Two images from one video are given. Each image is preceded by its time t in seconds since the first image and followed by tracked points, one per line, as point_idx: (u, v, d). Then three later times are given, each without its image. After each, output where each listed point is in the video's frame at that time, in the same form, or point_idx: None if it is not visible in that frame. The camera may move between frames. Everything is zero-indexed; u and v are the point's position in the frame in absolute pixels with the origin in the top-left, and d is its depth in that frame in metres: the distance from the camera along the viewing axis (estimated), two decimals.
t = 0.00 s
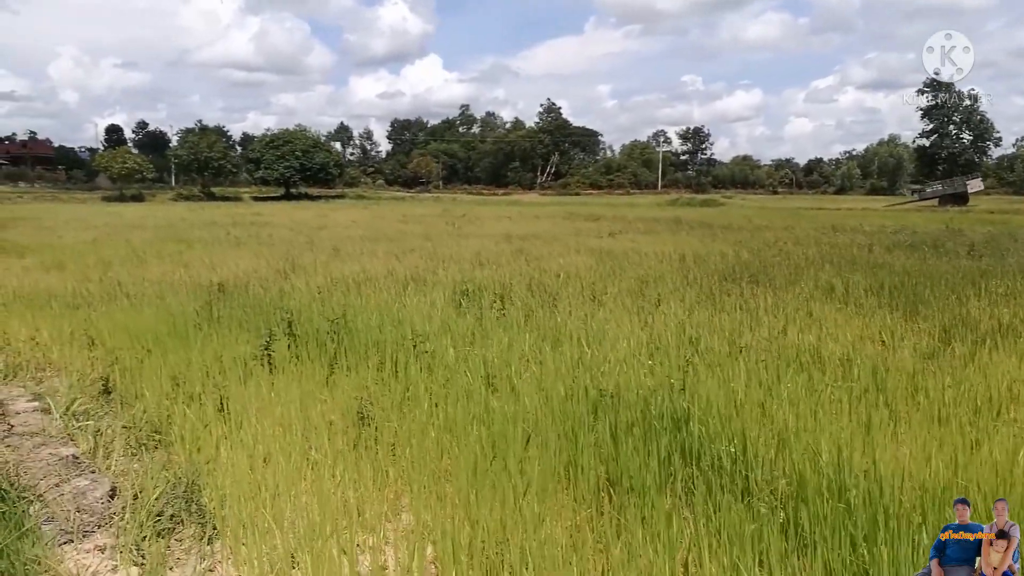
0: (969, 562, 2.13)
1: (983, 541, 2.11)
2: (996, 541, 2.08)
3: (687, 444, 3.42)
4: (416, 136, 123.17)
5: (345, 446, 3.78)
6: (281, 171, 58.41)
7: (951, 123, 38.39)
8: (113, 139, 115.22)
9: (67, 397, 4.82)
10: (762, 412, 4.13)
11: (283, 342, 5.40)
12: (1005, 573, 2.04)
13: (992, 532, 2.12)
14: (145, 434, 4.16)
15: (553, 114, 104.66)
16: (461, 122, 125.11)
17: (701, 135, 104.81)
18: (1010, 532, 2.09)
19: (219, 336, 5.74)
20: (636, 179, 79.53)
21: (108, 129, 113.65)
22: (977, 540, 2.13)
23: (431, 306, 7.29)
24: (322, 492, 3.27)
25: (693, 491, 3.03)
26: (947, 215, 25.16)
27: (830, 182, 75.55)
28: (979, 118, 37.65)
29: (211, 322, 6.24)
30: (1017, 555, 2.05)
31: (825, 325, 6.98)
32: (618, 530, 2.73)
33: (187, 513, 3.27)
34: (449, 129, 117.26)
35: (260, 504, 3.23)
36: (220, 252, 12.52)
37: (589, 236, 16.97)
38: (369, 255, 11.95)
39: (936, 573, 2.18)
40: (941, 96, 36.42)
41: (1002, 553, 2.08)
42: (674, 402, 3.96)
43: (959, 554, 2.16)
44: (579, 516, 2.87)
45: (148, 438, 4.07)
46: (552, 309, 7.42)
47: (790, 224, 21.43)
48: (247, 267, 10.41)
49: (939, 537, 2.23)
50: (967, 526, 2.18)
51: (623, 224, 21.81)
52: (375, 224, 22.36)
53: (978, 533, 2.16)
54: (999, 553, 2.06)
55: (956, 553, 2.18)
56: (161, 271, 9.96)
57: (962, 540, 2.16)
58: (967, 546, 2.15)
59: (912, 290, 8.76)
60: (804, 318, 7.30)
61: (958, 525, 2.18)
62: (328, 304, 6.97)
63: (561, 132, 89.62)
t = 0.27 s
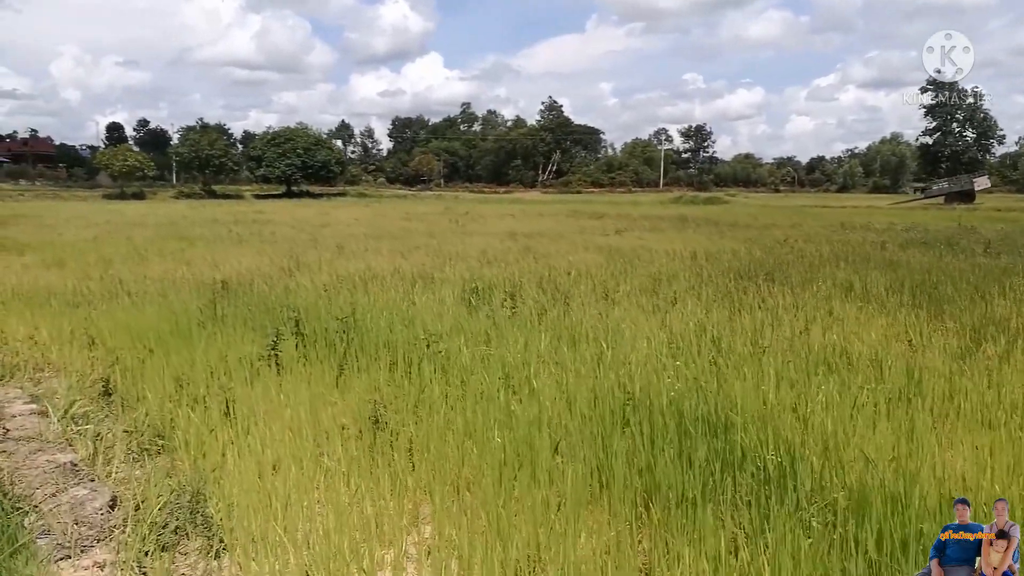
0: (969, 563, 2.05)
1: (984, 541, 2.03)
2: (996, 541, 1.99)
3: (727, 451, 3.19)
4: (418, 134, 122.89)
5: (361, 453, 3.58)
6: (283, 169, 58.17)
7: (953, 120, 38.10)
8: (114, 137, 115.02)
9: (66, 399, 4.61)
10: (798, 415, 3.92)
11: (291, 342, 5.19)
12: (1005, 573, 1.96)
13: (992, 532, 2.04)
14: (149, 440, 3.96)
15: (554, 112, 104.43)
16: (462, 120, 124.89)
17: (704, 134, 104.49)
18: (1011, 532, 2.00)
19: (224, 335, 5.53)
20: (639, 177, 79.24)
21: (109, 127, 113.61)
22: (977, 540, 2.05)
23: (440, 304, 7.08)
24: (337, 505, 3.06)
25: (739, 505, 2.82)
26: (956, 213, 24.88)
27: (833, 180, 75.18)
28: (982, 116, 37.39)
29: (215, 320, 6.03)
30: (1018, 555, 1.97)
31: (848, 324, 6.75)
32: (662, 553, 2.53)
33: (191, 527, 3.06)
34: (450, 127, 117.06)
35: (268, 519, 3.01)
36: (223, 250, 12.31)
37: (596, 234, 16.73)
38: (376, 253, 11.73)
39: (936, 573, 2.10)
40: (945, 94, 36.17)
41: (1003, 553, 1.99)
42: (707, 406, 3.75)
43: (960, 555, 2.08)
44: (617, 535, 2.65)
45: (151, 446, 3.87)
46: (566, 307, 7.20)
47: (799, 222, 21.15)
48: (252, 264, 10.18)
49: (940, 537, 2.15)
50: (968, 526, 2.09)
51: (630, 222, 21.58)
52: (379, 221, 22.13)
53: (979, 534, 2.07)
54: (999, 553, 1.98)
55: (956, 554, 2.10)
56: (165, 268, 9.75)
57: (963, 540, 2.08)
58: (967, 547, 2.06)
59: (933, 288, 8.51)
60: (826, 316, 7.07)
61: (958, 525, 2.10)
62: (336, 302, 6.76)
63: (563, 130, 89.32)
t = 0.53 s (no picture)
0: (969, 562, 2.19)
1: (983, 541, 2.17)
2: (996, 541, 2.13)
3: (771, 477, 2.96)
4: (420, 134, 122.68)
5: (379, 475, 3.39)
6: (285, 169, 57.97)
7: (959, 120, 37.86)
8: (116, 137, 114.85)
9: (64, 415, 4.38)
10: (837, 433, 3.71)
11: (299, 352, 4.99)
12: (1004, 572, 2.09)
13: (992, 532, 2.17)
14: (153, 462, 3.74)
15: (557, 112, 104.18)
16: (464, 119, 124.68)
17: (707, 133, 104.12)
18: (1010, 533, 2.13)
19: (229, 345, 5.32)
20: (642, 177, 78.98)
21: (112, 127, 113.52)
22: (976, 540, 2.19)
23: (451, 311, 6.89)
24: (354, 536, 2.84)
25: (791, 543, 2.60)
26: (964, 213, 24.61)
27: (837, 180, 74.88)
28: (988, 116, 37.14)
29: (220, 329, 5.82)
30: (1017, 555, 2.10)
31: (871, 331, 6.56)
32: None
33: (196, 561, 2.83)
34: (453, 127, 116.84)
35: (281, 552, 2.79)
36: (227, 253, 12.12)
37: (603, 236, 16.52)
38: (381, 256, 11.53)
39: (937, 573, 2.24)
40: (950, 94, 35.96)
41: (1002, 553, 2.13)
42: (742, 424, 3.54)
43: (960, 554, 2.22)
44: None
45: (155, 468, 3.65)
46: (580, 313, 7.00)
47: (806, 223, 20.94)
48: (255, 268, 9.95)
49: (940, 537, 2.29)
50: (967, 526, 2.24)
51: (636, 223, 21.35)
52: (382, 222, 21.92)
53: (978, 533, 2.22)
54: (999, 553, 2.11)
55: (955, 553, 2.24)
56: (166, 272, 9.52)
57: (962, 540, 2.22)
58: (966, 546, 2.21)
59: (955, 293, 8.31)
60: (847, 323, 6.88)
61: (959, 525, 2.24)
62: (344, 309, 6.56)
63: (566, 130, 89.10)
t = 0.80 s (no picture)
0: (969, 562, 2.22)
1: (984, 541, 2.19)
2: (996, 541, 2.15)
3: (813, 499, 2.79)
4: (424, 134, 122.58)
5: (394, 492, 3.22)
6: (290, 169, 58.02)
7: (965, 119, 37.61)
8: (121, 137, 115.01)
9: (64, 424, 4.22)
10: (873, 449, 3.53)
11: (307, 360, 4.82)
12: (1005, 572, 2.11)
13: (992, 532, 2.20)
14: (158, 477, 3.58)
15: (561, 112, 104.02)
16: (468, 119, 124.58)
17: (712, 133, 103.80)
18: (1010, 532, 2.16)
19: (235, 352, 5.15)
20: (646, 177, 78.73)
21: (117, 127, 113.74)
22: (978, 540, 2.22)
23: (462, 314, 6.73)
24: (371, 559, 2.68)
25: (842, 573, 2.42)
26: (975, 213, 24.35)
27: (843, 179, 74.54)
28: (995, 115, 36.87)
29: (225, 334, 5.66)
30: (1017, 555, 2.12)
31: (895, 335, 6.36)
32: None
33: None
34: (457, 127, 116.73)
35: None
36: (232, 254, 11.98)
37: (612, 237, 16.35)
38: (388, 258, 11.38)
39: (936, 573, 2.27)
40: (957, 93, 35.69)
41: (1002, 553, 2.15)
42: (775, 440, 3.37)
43: (959, 554, 2.25)
44: None
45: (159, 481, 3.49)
46: (595, 317, 6.80)
47: (816, 224, 20.71)
48: (261, 270, 9.78)
49: (940, 537, 2.32)
50: (967, 526, 2.27)
51: (644, 223, 21.17)
52: (388, 223, 21.77)
53: (978, 534, 2.25)
54: (999, 553, 2.13)
55: (956, 553, 2.26)
56: (170, 274, 9.36)
57: (962, 540, 2.25)
58: (967, 547, 2.23)
59: (975, 295, 8.12)
60: (869, 326, 6.68)
61: (959, 525, 2.27)
62: (352, 312, 6.40)
63: (571, 130, 88.93)
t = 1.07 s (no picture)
0: (969, 562, 2.22)
1: (984, 541, 2.19)
2: (996, 541, 2.15)
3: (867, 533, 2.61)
4: (429, 133, 122.41)
5: (410, 508, 3.03)
6: (296, 168, 58.16)
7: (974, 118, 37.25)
8: (127, 137, 115.22)
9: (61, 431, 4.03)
10: (917, 463, 3.33)
11: (315, 363, 4.63)
12: (1004, 572, 2.11)
13: (992, 532, 2.20)
14: (160, 488, 3.39)
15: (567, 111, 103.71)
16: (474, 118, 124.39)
17: (718, 132, 103.34)
18: (1010, 533, 2.15)
19: (240, 354, 4.96)
20: (652, 176, 78.40)
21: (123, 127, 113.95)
22: (977, 540, 2.22)
23: (473, 315, 6.55)
24: None
25: None
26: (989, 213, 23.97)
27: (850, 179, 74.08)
28: (1004, 113, 36.49)
29: (230, 336, 5.47)
30: (1017, 555, 2.12)
31: (922, 336, 6.14)
32: None
33: None
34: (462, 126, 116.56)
35: None
36: (238, 253, 11.83)
37: (621, 236, 16.14)
38: (396, 257, 11.20)
39: (937, 573, 2.27)
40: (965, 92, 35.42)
41: (1002, 554, 2.14)
42: (813, 454, 3.16)
43: (960, 554, 2.25)
44: None
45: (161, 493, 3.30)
46: (611, 318, 6.60)
47: (827, 223, 20.44)
48: (267, 269, 9.59)
49: (941, 537, 2.32)
50: (967, 526, 2.27)
51: (653, 223, 20.92)
52: (394, 223, 21.59)
53: (978, 534, 2.25)
54: (999, 554, 2.12)
55: (956, 553, 2.26)
56: (175, 274, 9.17)
57: (963, 540, 2.25)
58: (967, 546, 2.24)
59: (999, 295, 7.90)
60: (893, 327, 6.47)
61: (959, 525, 2.27)
62: (361, 313, 6.23)
63: (576, 129, 88.66)
